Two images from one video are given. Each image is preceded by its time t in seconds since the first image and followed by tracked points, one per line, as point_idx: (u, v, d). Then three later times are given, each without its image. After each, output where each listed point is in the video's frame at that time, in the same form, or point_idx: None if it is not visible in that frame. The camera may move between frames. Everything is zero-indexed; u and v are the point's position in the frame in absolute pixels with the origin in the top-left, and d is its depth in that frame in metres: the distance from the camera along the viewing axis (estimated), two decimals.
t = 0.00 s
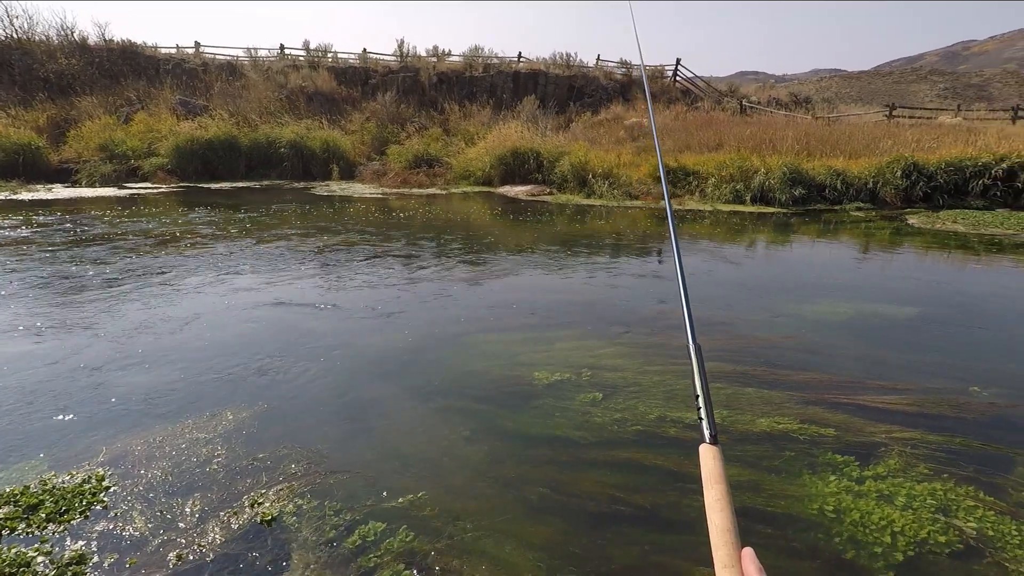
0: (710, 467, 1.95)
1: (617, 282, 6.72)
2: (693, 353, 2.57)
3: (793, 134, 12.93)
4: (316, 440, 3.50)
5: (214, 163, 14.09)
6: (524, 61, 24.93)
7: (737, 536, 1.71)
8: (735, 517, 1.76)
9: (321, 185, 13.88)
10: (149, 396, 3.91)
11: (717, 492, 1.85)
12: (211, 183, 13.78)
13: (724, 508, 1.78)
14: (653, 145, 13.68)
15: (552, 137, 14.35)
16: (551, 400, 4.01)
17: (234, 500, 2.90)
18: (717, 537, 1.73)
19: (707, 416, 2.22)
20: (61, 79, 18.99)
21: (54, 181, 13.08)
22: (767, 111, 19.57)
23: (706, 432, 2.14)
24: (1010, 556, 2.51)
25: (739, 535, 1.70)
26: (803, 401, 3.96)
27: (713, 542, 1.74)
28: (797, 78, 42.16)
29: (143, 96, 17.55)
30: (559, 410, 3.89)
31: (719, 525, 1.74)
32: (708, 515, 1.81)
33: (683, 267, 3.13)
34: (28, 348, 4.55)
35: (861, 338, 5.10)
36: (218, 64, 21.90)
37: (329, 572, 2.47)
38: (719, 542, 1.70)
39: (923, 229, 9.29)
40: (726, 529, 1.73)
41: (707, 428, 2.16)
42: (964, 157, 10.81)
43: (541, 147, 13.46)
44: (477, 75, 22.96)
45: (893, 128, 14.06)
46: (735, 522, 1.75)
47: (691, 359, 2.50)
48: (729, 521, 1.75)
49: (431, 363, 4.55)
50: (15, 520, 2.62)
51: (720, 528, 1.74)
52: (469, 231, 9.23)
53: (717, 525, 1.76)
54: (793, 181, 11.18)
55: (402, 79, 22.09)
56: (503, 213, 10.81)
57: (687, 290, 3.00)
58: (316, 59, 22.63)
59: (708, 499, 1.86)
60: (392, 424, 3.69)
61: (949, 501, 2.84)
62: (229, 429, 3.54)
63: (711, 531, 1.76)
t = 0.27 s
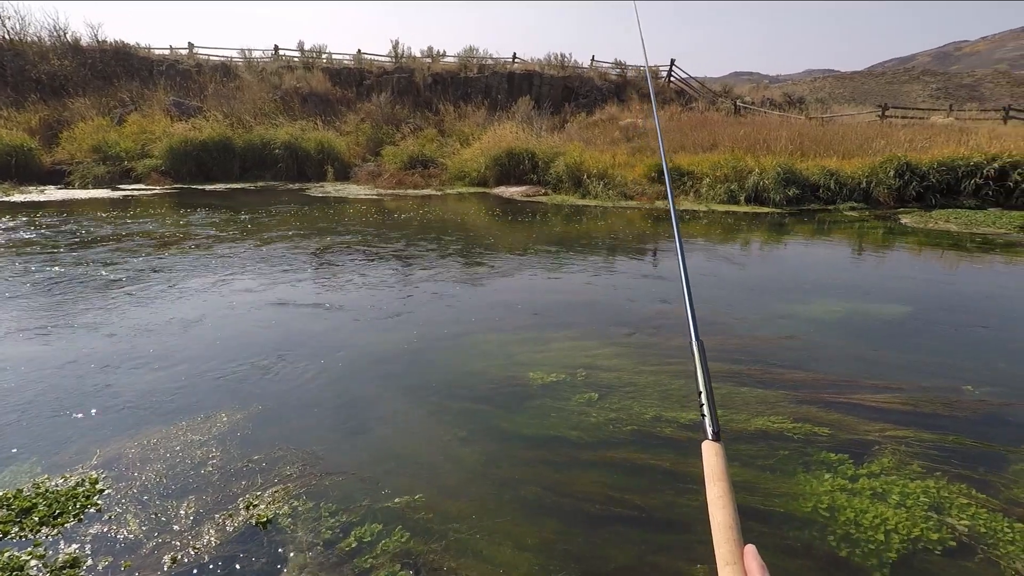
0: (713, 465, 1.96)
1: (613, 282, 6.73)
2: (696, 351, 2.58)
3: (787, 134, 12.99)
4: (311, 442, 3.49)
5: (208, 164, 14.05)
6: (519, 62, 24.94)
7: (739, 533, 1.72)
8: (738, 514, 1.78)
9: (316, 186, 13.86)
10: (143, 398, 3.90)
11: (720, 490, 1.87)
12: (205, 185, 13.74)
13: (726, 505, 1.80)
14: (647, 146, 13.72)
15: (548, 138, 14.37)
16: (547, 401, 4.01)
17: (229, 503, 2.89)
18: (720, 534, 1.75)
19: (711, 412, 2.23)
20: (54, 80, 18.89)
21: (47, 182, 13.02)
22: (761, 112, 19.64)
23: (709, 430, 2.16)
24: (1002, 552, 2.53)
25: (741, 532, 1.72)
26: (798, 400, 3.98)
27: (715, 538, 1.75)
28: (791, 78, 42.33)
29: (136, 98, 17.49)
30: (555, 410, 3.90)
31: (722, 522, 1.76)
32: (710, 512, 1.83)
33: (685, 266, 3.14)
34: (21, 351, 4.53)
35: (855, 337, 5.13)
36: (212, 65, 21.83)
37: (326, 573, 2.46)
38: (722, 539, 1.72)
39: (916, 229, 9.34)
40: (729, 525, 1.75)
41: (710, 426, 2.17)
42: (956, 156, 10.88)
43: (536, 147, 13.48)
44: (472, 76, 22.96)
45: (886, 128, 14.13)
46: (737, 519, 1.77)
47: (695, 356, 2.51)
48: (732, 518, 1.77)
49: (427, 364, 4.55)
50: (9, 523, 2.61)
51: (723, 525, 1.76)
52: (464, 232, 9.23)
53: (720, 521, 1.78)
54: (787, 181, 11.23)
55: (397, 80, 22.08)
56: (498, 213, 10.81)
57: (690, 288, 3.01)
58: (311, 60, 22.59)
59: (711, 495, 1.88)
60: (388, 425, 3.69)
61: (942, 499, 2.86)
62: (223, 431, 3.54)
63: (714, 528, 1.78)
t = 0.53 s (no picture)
0: (715, 463, 1.96)
1: (608, 282, 6.74)
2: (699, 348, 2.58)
3: (781, 134, 13.04)
4: (306, 443, 3.48)
5: (202, 166, 14.00)
6: (514, 62, 24.96)
7: (741, 530, 1.73)
8: (739, 512, 1.79)
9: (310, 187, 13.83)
10: (136, 400, 3.88)
11: (722, 487, 1.88)
12: (199, 186, 13.69)
13: (729, 503, 1.81)
14: (642, 147, 13.75)
15: (543, 139, 14.38)
16: (542, 401, 4.02)
17: (224, 505, 2.88)
18: (721, 531, 1.76)
19: (713, 410, 2.23)
20: (46, 81, 18.78)
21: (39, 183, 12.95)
22: (755, 113, 19.73)
23: (712, 427, 2.16)
24: (994, 550, 2.55)
25: (743, 530, 1.73)
26: (792, 399, 3.99)
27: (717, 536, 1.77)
28: (785, 79, 42.47)
29: (129, 99, 17.42)
30: (550, 410, 3.90)
31: (724, 520, 1.77)
32: (713, 510, 1.84)
33: (688, 263, 3.13)
34: (13, 353, 4.50)
35: (849, 337, 5.15)
36: (205, 65, 21.76)
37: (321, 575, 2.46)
38: (723, 536, 1.73)
39: (909, 228, 9.39)
40: (731, 523, 1.75)
41: (712, 423, 2.17)
42: (949, 157, 10.95)
43: (531, 148, 13.49)
44: (467, 77, 22.97)
45: (879, 128, 14.21)
46: (740, 517, 1.77)
47: (698, 353, 2.51)
48: (734, 516, 1.78)
49: (422, 365, 4.54)
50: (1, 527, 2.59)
51: (724, 523, 1.76)
52: (460, 232, 9.22)
53: (722, 519, 1.79)
54: (781, 181, 11.27)
55: (391, 80, 22.06)
56: (493, 214, 10.82)
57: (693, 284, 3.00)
58: (305, 61, 22.55)
59: (713, 494, 1.88)
60: (383, 426, 3.69)
61: (935, 497, 2.88)
62: (218, 433, 3.52)
63: (716, 525, 1.78)
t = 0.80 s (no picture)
0: (717, 464, 1.96)
1: (603, 283, 6.75)
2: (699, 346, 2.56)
3: (775, 136, 13.10)
4: (300, 445, 3.47)
5: (196, 167, 13.95)
6: (509, 64, 24.98)
7: (743, 532, 1.73)
8: (742, 513, 1.79)
9: (305, 188, 13.80)
10: (129, 403, 3.86)
11: (725, 488, 1.87)
12: (193, 187, 13.64)
13: (732, 504, 1.81)
14: (637, 148, 13.78)
15: (538, 140, 14.40)
16: (537, 402, 4.02)
17: (218, 507, 2.87)
18: (724, 532, 1.76)
19: (715, 409, 2.22)
20: (38, 82, 18.66)
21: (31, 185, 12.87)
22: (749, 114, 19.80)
23: (714, 427, 2.15)
24: (986, 548, 2.57)
25: (745, 532, 1.73)
26: (786, 400, 4.01)
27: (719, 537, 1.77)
28: (779, 80, 42.63)
29: (123, 99, 17.35)
30: (545, 411, 3.90)
31: (726, 522, 1.77)
32: (715, 511, 1.84)
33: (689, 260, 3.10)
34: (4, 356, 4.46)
35: (843, 337, 5.18)
36: (199, 66, 21.70)
37: None
38: (726, 538, 1.73)
39: (902, 229, 9.44)
40: (734, 525, 1.76)
41: (714, 423, 2.17)
42: (941, 158, 11.02)
43: (527, 149, 13.50)
44: (462, 78, 22.97)
45: (872, 130, 14.29)
46: (741, 518, 1.78)
47: (699, 350, 2.49)
48: (736, 517, 1.78)
49: (417, 366, 4.54)
50: None
51: (727, 524, 1.76)
52: (455, 233, 9.21)
53: (725, 520, 1.79)
54: (776, 183, 11.32)
55: (386, 81, 22.04)
56: (489, 215, 10.82)
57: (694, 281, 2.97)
58: (300, 62, 22.51)
59: (716, 494, 1.88)
60: (378, 428, 3.68)
61: (928, 496, 2.90)
62: (211, 435, 3.51)
63: (718, 526, 1.79)
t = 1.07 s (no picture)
0: (719, 463, 1.93)
1: (598, 284, 6.75)
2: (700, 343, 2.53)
3: (769, 136, 13.14)
4: (295, 446, 3.46)
5: (191, 167, 13.91)
6: (505, 64, 24.98)
7: (745, 529, 1.69)
8: (744, 511, 1.75)
9: (300, 188, 13.76)
10: (123, 404, 3.84)
11: (726, 487, 1.84)
12: (187, 187, 13.58)
13: (734, 502, 1.78)
14: (632, 148, 13.80)
15: (533, 141, 14.40)
16: (532, 403, 4.02)
17: (212, 508, 2.85)
18: (725, 530, 1.72)
19: (717, 405, 2.19)
20: (31, 81, 18.51)
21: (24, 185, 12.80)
22: (744, 114, 19.86)
23: (715, 425, 2.12)
24: (978, 547, 2.58)
25: (747, 529, 1.69)
26: (780, 400, 4.02)
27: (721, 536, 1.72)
28: (774, 81, 42.77)
29: (116, 99, 17.27)
30: (541, 412, 3.90)
31: (728, 519, 1.74)
32: (717, 509, 1.80)
33: (692, 260, 3.07)
34: None
35: (838, 337, 5.19)
36: (193, 66, 21.62)
37: None
38: (727, 535, 1.69)
39: (896, 230, 9.49)
40: (735, 522, 1.72)
41: (715, 420, 2.14)
42: (934, 158, 11.07)
43: (522, 149, 13.50)
44: (457, 78, 22.97)
45: (866, 131, 14.35)
46: (743, 516, 1.74)
47: (700, 347, 2.45)
48: (739, 515, 1.74)
49: (412, 367, 4.53)
50: None
51: (728, 522, 1.73)
52: (450, 234, 9.21)
53: (727, 518, 1.76)
54: (770, 183, 11.35)
55: (382, 82, 22.01)
56: (484, 215, 10.81)
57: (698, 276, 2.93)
58: (294, 62, 22.44)
59: (718, 492, 1.85)
60: (373, 428, 3.67)
61: (922, 496, 2.91)
62: (206, 436, 3.50)
63: (721, 524, 1.75)
